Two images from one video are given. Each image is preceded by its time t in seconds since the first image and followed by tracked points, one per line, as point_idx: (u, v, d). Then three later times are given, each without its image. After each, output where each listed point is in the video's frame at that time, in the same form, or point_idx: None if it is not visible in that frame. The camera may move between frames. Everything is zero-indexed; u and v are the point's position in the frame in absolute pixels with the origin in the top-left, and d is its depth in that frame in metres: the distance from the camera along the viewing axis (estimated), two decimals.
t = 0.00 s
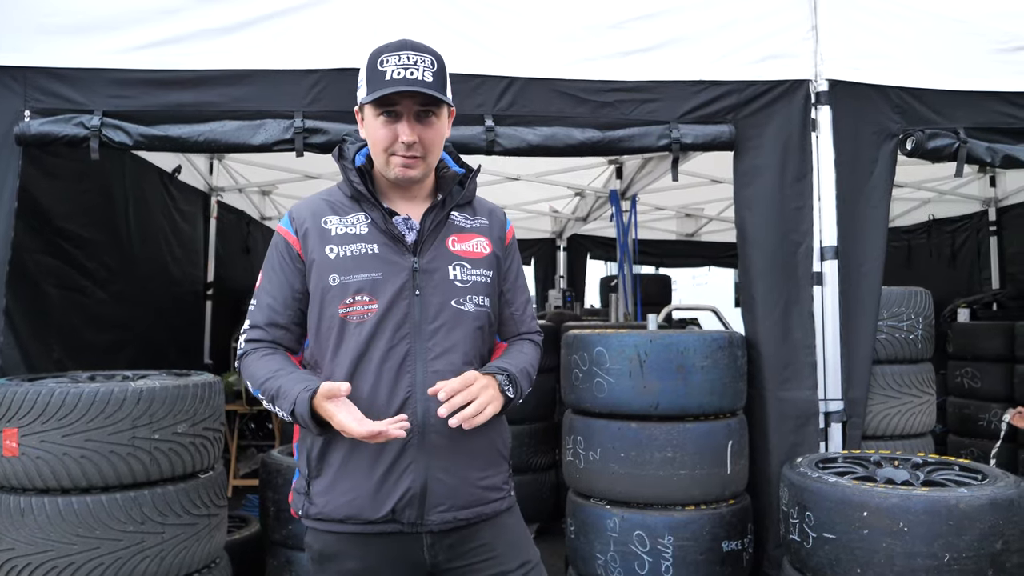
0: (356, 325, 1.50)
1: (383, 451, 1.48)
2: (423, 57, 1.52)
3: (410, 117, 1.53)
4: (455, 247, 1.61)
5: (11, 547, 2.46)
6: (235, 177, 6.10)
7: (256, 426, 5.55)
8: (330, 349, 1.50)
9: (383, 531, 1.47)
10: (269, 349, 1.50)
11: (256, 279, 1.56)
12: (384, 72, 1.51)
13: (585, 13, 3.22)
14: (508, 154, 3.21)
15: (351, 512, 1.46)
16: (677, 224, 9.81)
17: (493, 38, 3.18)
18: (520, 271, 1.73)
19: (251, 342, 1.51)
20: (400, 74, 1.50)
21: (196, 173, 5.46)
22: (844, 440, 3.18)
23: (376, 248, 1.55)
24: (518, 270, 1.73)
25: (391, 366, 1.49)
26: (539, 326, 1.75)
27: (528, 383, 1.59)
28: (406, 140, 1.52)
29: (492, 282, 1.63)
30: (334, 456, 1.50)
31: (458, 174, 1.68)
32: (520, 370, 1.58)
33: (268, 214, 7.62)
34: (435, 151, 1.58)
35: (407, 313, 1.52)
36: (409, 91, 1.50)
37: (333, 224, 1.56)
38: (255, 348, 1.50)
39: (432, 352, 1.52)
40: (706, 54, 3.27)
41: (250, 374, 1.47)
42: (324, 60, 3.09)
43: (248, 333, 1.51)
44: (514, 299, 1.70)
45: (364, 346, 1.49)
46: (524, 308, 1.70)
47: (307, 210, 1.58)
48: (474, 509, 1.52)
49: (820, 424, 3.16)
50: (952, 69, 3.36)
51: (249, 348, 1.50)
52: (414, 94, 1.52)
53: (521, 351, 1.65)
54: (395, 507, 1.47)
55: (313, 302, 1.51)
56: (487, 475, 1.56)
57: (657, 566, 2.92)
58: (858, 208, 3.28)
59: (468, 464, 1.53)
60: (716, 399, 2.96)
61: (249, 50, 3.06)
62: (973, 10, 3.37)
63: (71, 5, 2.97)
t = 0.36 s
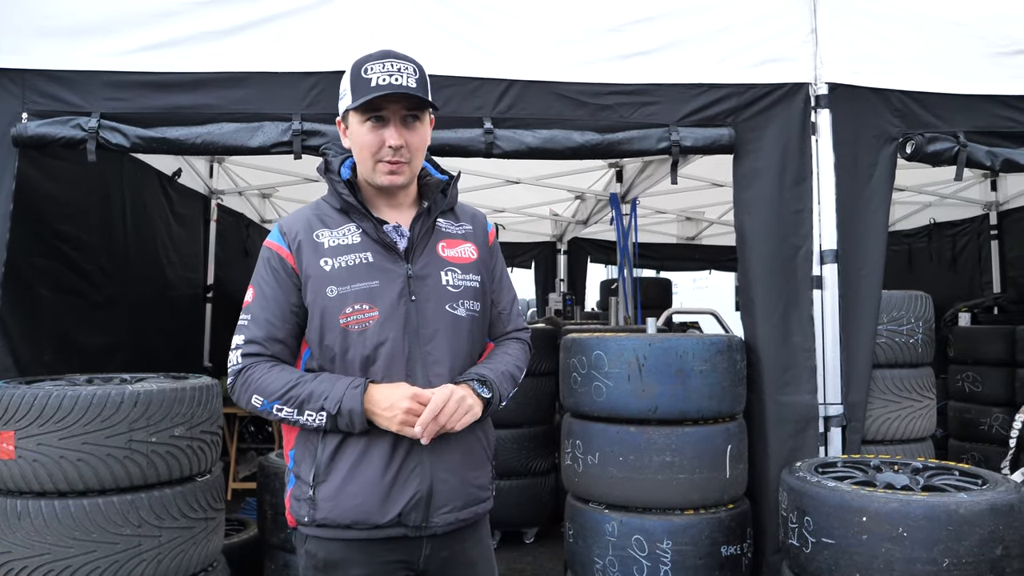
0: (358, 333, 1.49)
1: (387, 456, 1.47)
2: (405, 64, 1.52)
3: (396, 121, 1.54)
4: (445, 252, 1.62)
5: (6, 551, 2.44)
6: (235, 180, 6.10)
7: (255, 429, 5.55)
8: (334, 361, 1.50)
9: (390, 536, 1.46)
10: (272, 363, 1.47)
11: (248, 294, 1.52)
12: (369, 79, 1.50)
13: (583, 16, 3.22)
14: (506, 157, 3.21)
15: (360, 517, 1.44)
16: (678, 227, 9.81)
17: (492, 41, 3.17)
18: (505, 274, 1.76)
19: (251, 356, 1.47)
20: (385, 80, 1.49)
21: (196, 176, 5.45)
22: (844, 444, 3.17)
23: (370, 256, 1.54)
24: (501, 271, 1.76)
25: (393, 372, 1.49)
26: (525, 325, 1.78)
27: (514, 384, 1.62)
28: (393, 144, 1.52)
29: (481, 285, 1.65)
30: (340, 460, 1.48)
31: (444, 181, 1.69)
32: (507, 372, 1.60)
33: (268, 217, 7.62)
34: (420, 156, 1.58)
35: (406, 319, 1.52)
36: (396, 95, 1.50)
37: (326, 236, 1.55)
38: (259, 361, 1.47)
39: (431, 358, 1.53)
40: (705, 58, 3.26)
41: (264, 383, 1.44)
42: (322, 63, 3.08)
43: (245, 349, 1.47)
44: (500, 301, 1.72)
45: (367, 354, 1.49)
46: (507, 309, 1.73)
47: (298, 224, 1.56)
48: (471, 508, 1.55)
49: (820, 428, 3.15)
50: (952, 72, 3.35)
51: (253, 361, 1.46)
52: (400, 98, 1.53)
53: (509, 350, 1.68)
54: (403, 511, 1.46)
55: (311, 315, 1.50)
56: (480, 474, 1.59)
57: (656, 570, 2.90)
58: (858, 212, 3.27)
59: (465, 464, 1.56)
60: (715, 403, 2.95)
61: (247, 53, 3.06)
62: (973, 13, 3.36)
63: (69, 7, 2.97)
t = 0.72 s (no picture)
0: (381, 333, 1.49)
1: (414, 453, 1.47)
2: (410, 67, 1.52)
3: (406, 122, 1.53)
4: (454, 251, 1.63)
5: (5, 553, 2.43)
6: (236, 182, 6.10)
7: (257, 431, 5.54)
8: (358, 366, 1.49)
9: (419, 531, 1.46)
10: (292, 374, 1.46)
11: (264, 305, 1.51)
12: (376, 82, 1.50)
13: (585, 17, 3.21)
14: (508, 158, 3.20)
15: (392, 514, 1.43)
16: (680, 229, 9.80)
17: (493, 41, 3.17)
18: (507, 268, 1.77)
19: (273, 368, 1.46)
20: (392, 82, 1.49)
21: (197, 177, 5.45)
22: (846, 446, 3.16)
23: (386, 257, 1.54)
24: (504, 264, 1.77)
25: (416, 370, 1.49)
26: (528, 317, 1.80)
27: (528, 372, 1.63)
28: (404, 145, 1.51)
29: (489, 281, 1.66)
30: (369, 459, 1.46)
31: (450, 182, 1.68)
32: (522, 362, 1.62)
33: (270, 218, 7.62)
34: (428, 156, 1.57)
35: (426, 317, 1.52)
36: (404, 96, 1.50)
37: (338, 241, 1.53)
38: (280, 372, 1.46)
39: (451, 353, 1.52)
40: (706, 58, 3.25)
41: (288, 394, 1.43)
42: (323, 64, 3.08)
43: (265, 361, 1.46)
44: (506, 295, 1.73)
45: (389, 353, 1.48)
46: (510, 303, 1.74)
47: (309, 230, 1.54)
48: (493, 499, 1.55)
49: (823, 430, 3.14)
50: (955, 72, 3.34)
51: (276, 372, 1.46)
52: (408, 99, 1.52)
53: (519, 342, 1.69)
54: (433, 504, 1.46)
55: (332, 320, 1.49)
56: (501, 465, 1.59)
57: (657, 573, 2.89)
58: (861, 213, 3.25)
59: (487, 456, 1.56)
60: (717, 405, 2.94)
61: (248, 54, 3.05)
62: (976, 13, 3.35)
63: (69, 8, 2.97)
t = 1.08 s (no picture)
0: (359, 337, 1.48)
1: (389, 460, 1.46)
2: (406, 69, 1.49)
3: (396, 127, 1.51)
4: (449, 256, 1.60)
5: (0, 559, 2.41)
6: (234, 184, 6.08)
7: (255, 434, 5.53)
8: (333, 362, 1.48)
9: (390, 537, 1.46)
10: (285, 358, 1.44)
11: (261, 293, 1.49)
12: (368, 85, 1.48)
13: (583, 19, 3.20)
14: (506, 160, 3.19)
15: (363, 519, 1.44)
16: (679, 231, 9.79)
17: (492, 43, 3.16)
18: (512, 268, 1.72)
19: (266, 354, 1.43)
20: (384, 86, 1.47)
21: (195, 180, 5.44)
22: (846, 449, 3.15)
23: (375, 260, 1.53)
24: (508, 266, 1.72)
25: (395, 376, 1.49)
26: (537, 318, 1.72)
27: (529, 381, 1.53)
28: (393, 151, 1.50)
29: (486, 288, 1.62)
30: (342, 464, 1.46)
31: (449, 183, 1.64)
32: (518, 368, 1.52)
33: (269, 221, 7.60)
34: (423, 161, 1.55)
35: (408, 324, 1.51)
36: (393, 102, 1.47)
37: (332, 237, 1.54)
38: (270, 359, 1.43)
39: (432, 363, 1.51)
40: (705, 60, 3.25)
41: (272, 381, 1.39)
42: (321, 66, 3.07)
43: (262, 346, 1.44)
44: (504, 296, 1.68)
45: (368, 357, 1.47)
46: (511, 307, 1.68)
47: (305, 223, 1.54)
48: (471, 508, 1.53)
49: (823, 433, 3.14)
50: (955, 74, 3.33)
51: (265, 359, 1.43)
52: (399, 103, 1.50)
53: (521, 343, 1.60)
54: (404, 513, 1.45)
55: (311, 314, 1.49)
56: (482, 476, 1.57)
57: None
58: (861, 215, 3.25)
59: (467, 468, 1.53)
60: (717, 408, 2.93)
61: (245, 56, 3.04)
62: (975, 15, 3.34)
63: (66, 11, 2.96)
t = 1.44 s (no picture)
0: (332, 347, 1.48)
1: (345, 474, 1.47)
2: (444, 82, 1.45)
3: (426, 139, 1.45)
4: (441, 275, 1.58)
5: None
6: (231, 187, 6.06)
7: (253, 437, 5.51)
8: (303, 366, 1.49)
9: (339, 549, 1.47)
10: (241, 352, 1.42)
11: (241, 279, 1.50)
12: (405, 91, 1.43)
13: (581, 19, 3.20)
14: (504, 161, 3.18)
15: (311, 527, 1.46)
16: (677, 231, 9.79)
17: (489, 44, 3.15)
18: (511, 294, 1.68)
19: (228, 343, 1.42)
20: (422, 96, 1.43)
21: (192, 182, 5.43)
22: (845, 449, 3.15)
23: (362, 270, 1.52)
24: (508, 288, 1.69)
25: (365, 391, 1.48)
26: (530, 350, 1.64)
27: (505, 414, 1.47)
28: (420, 165, 1.45)
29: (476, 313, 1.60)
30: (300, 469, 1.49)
31: (453, 203, 1.62)
32: (495, 401, 1.46)
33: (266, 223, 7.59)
34: (444, 175, 1.51)
35: (386, 340, 1.51)
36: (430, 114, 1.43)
37: (324, 240, 1.53)
38: (226, 350, 1.42)
39: (407, 382, 1.50)
40: (702, 61, 3.24)
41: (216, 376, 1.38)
42: (318, 68, 3.06)
43: (226, 334, 1.43)
44: (496, 320, 1.64)
45: (341, 368, 1.47)
46: (502, 335, 1.62)
47: (301, 221, 1.54)
48: (426, 532, 1.52)
49: (822, 433, 3.14)
50: (952, 74, 3.33)
51: (223, 349, 1.42)
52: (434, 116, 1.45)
53: (502, 375, 1.54)
54: (354, 528, 1.47)
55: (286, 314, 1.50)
56: (448, 501, 1.55)
57: None
58: (858, 215, 3.24)
59: (430, 492, 1.52)
60: (716, 409, 2.92)
61: (242, 58, 3.03)
62: (972, 14, 3.34)
63: (61, 13, 2.94)
